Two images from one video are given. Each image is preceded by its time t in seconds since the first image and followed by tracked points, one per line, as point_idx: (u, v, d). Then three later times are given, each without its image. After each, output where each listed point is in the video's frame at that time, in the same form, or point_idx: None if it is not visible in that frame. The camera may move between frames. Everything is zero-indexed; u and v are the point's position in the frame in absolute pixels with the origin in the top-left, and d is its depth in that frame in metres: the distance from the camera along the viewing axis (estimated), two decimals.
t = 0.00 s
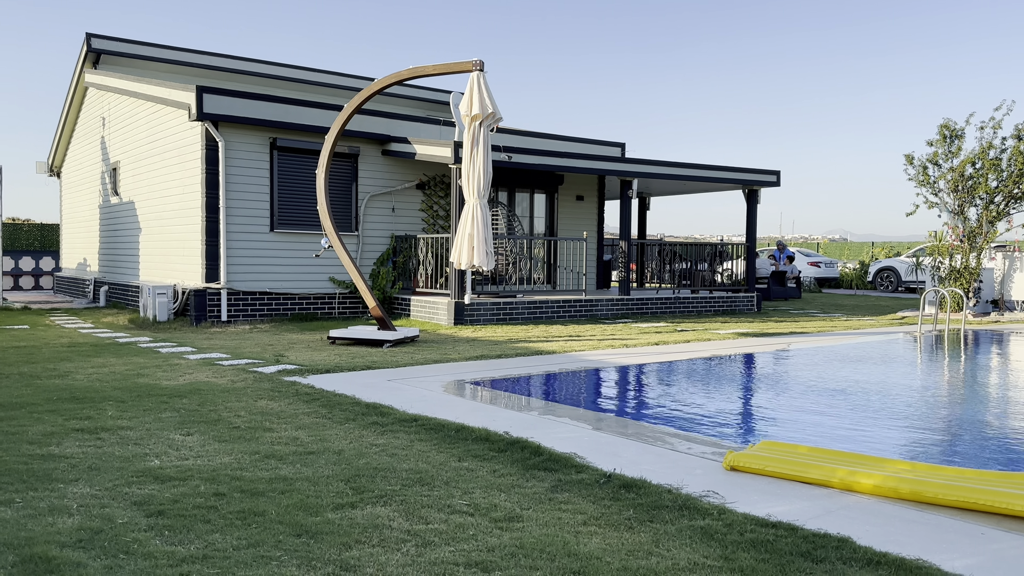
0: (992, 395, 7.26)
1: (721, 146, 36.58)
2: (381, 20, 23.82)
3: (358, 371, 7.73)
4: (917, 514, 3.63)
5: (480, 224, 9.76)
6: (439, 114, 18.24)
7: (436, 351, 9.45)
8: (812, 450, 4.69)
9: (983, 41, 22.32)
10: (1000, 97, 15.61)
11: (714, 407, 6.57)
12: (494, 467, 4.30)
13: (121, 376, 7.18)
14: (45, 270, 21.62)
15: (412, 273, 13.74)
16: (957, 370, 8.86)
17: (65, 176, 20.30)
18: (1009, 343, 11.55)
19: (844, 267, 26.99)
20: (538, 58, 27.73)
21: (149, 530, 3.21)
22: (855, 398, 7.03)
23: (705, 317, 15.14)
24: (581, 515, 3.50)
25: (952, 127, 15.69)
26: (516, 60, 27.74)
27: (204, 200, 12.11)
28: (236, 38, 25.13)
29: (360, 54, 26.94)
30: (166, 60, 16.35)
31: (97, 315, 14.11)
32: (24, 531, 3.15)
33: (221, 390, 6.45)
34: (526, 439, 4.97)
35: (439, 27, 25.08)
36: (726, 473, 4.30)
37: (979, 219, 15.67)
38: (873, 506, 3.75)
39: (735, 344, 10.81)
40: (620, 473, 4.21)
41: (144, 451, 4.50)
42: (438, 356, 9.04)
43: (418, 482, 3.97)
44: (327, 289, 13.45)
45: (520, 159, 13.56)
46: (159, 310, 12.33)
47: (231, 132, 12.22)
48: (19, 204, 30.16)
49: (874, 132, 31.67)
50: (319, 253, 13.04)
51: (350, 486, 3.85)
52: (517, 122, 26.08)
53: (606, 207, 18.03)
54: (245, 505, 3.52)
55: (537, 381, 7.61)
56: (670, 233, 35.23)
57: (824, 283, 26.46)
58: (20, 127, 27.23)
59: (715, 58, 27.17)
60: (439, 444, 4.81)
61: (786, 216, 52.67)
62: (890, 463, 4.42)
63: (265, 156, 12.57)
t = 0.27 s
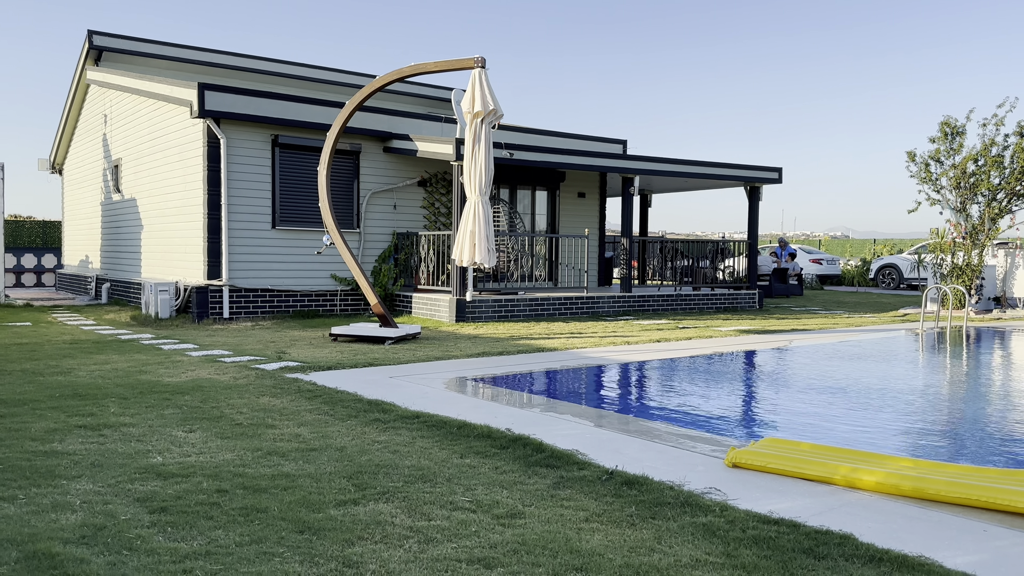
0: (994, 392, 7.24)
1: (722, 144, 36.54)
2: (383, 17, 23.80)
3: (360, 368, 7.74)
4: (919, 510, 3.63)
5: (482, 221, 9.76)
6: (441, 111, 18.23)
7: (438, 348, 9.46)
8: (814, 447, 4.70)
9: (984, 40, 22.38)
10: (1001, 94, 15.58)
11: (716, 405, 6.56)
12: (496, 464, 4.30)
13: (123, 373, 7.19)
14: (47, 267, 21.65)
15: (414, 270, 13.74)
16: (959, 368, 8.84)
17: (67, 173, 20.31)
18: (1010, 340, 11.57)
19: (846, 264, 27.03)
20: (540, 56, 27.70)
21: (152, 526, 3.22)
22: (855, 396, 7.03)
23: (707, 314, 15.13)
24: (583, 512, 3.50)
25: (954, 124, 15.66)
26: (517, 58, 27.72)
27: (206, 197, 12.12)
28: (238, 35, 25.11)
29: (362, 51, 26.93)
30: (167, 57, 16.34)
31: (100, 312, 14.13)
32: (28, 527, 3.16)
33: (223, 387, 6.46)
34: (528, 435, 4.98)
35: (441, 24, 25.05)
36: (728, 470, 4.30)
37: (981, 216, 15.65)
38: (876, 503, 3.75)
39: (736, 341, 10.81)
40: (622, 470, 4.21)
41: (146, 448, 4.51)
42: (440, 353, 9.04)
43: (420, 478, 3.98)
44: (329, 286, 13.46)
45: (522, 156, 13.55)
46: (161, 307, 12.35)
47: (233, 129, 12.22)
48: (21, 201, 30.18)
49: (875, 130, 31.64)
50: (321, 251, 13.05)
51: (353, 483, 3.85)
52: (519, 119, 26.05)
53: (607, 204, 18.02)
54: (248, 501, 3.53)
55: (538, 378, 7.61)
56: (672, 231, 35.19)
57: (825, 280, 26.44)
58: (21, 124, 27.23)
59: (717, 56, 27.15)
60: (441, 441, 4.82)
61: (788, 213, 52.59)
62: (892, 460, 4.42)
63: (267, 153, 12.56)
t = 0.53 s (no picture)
0: (996, 390, 7.23)
1: (724, 142, 36.51)
2: (384, 14, 23.79)
3: (362, 365, 7.74)
4: (920, 507, 3.63)
5: (484, 219, 9.76)
6: (442, 109, 18.22)
7: (440, 345, 9.47)
8: (816, 444, 4.70)
9: (985, 39, 22.41)
10: (1004, 91, 15.55)
11: (717, 402, 6.56)
12: (497, 461, 4.30)
13: (125, 370, 7.21)
14: (49, 265, 21.67)
15: (416, 268, 13.74)
16: (961, 365, 8.83)
17: (68, 170, 20.32)
18: (1012, 338, 11.56)
19: (848, 262, 27.03)
20: (541, 53, 27.69)
21: (154, 523, 3.23)
22: (858, 394, 7.01)
23: (709, 311, 15.12)
24: (584, 509, 3.51)
25: (957, 121, 15.62)
26: (518, 55, 27.72)
27: (207, 195, 12.13)
28: (239, 32, 25.11)
29: (363, 48, 26.92)
30: (169, 55, 16.34)
31: (101, 309, 14.16)
32: (30, 524, 3.17)
33: (225, 384, 6.47)
34: (530, 432, 4.98)
35: (442, 22, 25.03)
36: (729, 467, 4.30)
37: (983, 214, 15.63)
38: (878, 500, 3.75)
39: (738, 338, 10.80)
40: (623, 466, 4.22)
41: (148, 445, 4.51)
42: (441, 350, 9.04)
43: (422, 475, 3.98)
44: (331, 284, 13.47)
45: (523, 154, 13.55)
46: (163, 304, 12.37)
47: (234, 126, 12.22)
48: (23, 198, 30.22)
49: (877, 128, 31.61)
50: (323, 248, 13.06)
51: (354, 480, 3.85)
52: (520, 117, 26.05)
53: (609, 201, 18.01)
54: (249, 498, 3.54)
55: (540, 375, 7.62)
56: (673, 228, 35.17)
57: (827, 278, 26.43)
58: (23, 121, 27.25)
59: (718, 53, 27.15)
60: (443, 438, 4.82)
61: (790, 211, 52.51)
62: (894, 457, 4.42)
63: (269, 150, 12.56)
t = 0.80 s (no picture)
0: (999, 389, 7.21)
1: (725, 140, 36.50)
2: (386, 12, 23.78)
3: (363, 364, 7.75)
4: (923, 506, 3.63)
5: (485, 217, 9.76)
6: (443, 107, 18.21)
7: (441, 344, 9.47)
8: (818, 443, 4.69)
9: (986, 37, 22.37)
10: (1007, 90, 15.51)
11: (719, 401, 6.55)
12: (499, 459, 4.30)
13: (127, 369, 7.21)
14: (51, 263, 21.68)
15: (417, 266, 13.74)
16: (964, 364, 8.81)
17: (70, 168, 20.32)
18: (1014, 337, 11.54)
19: (850, 260, 26.99)
20: (543, 52, 27.68)
21: (156, 521, 3.23)
22: (860, 392, 7.00)
23: (710, 310, 15.10)
24: (586, 508, 3.50)
25: (960, 119, 15.58)
26: (520, 54, 27.70)
27: (209, 193, 12.12)
28: (241, 31, 25.12)
29: (364, 47, 26.93)
30: (170, 53, 16.35)
31: (103, 307, 14.17)
32: (32, 522, 3.17)
33: (227, 383, 6.47)
34: (531, 431, 4.98)
35: (443, 20, 25.01)
36: (731, 466, 4.30)
37: (985, 212, 15.60)
38: (880, 499, 3.75)
39: (740, 337, 10.79)
40: (625, 465, 4.21)
41: (150, 443, 4.51)
42: (444, 349, 9.04)
43: (423, 474, 3.98)
44: (332, 282, 13.47)
45: (525, 152, 13.54)
46: (164, 303, 12.37)
47: (236, 124, 12.22)
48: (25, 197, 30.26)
49: (879, 126, 31.59)
50: (324, 247, 13.05)
51: (356, 478, 3.86)
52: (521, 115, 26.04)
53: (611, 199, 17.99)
54: (251, 496, 3.54)
55: (541, 374, 7.61)
56: (675, 227, 35.17)
57: (829, 277, 26.41)
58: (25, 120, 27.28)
59: (720, 52, 27.13)
60: (444, 436, 4.82)
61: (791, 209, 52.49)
62: (896, 456, 4.41)
63: (271, 149, 12.57)
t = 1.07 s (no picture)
0: (999, 388, 7.20)
1: (725, 140, 36.50)
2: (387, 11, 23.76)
3: (364, 363, 7.75)
4: (924, 506, 3.62)
5: (486, 217, 9.75)
6: (444, 106, 18.21)
7: (441, 343, 9.46)
8: (819, 442, 4.69)
9: (987, 37, 22.36)
10: (1008, 89, 15.50)
11: (720, 400, 6.55)
12: (500, 459, 4.29)
13: (127, 368, 7.21)
14: (51, 263, 21.67)
15: (418, 265, 13.74)
16: (964, 364, 8.80)
17: (71, 168, 20.31)
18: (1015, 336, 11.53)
19: (850, 260, 26.97)
20: (542, 52, 27.68)
21: (156, 520, 3.22)
22: (860, 392, 6.99)
23: (711, 309, 15.10)
24: (587, 507, 3.50)
25: (961, 119, 15.57)
26: (520, 53, 27.69)
27: (209, 192, 12.12)
28: (241, 30, 25.12)
29: (364, 47, 26.93)
30: (170, 52, 16.35)
31: (103, 307, 14.17)
32: (32, 521, 3.16)
33: (227, 382, 6.47)
34: (532, 430, 4.98)
35: (443, 20, 25.01)
36: (732, 465, 4.29)
37: (986, 212, 15.59)
38: (881, 498, 3.74)
39: (740, 337, 10.79)
40: (625, 465, 4.21)
41: (150, 442, 4.51)
42: (444, 348, 9.04)
43: (424, 473, 3.98)
44: (333, 282, 13.47)
45: (525, 151, 13.53)
46: (164, 302, 12.37)
47: (236, 124, 12.22)
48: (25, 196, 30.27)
49: (879, 126, 31.59)
50: (324, 246, 13.05)
51: (356, 478, 3.85)
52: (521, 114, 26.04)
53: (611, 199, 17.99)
54: (252, 495, 3.53)
55: (542, 373, 7.60)
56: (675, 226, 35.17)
57: (829, 276, 26.40)
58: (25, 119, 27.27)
59: (720, 52, 27.13)
60: (445, 436, 4.81)
61: (791, 209, 52.49)
62: (897, 455, 4.41)
63: (271, 148, 12.56)
